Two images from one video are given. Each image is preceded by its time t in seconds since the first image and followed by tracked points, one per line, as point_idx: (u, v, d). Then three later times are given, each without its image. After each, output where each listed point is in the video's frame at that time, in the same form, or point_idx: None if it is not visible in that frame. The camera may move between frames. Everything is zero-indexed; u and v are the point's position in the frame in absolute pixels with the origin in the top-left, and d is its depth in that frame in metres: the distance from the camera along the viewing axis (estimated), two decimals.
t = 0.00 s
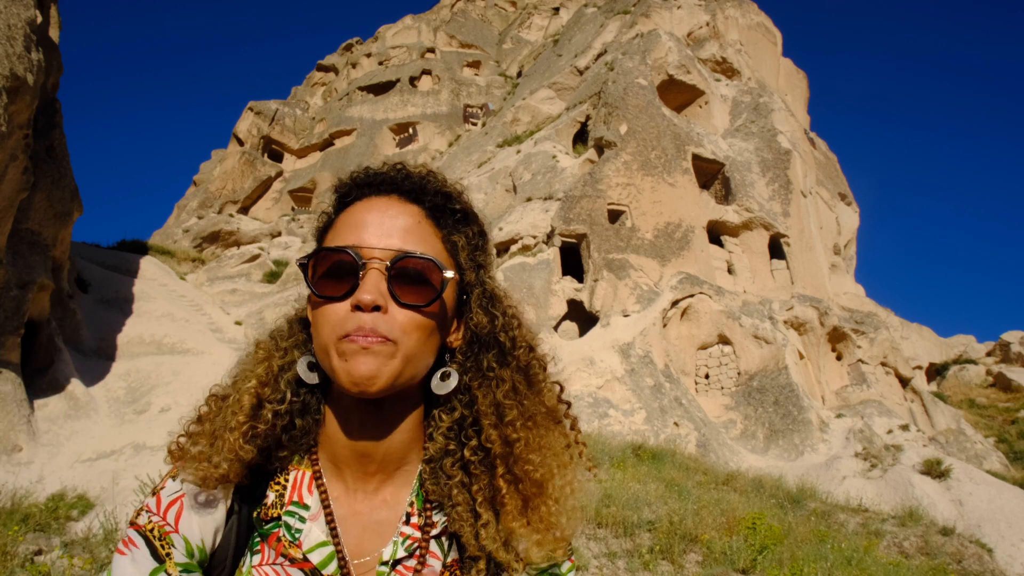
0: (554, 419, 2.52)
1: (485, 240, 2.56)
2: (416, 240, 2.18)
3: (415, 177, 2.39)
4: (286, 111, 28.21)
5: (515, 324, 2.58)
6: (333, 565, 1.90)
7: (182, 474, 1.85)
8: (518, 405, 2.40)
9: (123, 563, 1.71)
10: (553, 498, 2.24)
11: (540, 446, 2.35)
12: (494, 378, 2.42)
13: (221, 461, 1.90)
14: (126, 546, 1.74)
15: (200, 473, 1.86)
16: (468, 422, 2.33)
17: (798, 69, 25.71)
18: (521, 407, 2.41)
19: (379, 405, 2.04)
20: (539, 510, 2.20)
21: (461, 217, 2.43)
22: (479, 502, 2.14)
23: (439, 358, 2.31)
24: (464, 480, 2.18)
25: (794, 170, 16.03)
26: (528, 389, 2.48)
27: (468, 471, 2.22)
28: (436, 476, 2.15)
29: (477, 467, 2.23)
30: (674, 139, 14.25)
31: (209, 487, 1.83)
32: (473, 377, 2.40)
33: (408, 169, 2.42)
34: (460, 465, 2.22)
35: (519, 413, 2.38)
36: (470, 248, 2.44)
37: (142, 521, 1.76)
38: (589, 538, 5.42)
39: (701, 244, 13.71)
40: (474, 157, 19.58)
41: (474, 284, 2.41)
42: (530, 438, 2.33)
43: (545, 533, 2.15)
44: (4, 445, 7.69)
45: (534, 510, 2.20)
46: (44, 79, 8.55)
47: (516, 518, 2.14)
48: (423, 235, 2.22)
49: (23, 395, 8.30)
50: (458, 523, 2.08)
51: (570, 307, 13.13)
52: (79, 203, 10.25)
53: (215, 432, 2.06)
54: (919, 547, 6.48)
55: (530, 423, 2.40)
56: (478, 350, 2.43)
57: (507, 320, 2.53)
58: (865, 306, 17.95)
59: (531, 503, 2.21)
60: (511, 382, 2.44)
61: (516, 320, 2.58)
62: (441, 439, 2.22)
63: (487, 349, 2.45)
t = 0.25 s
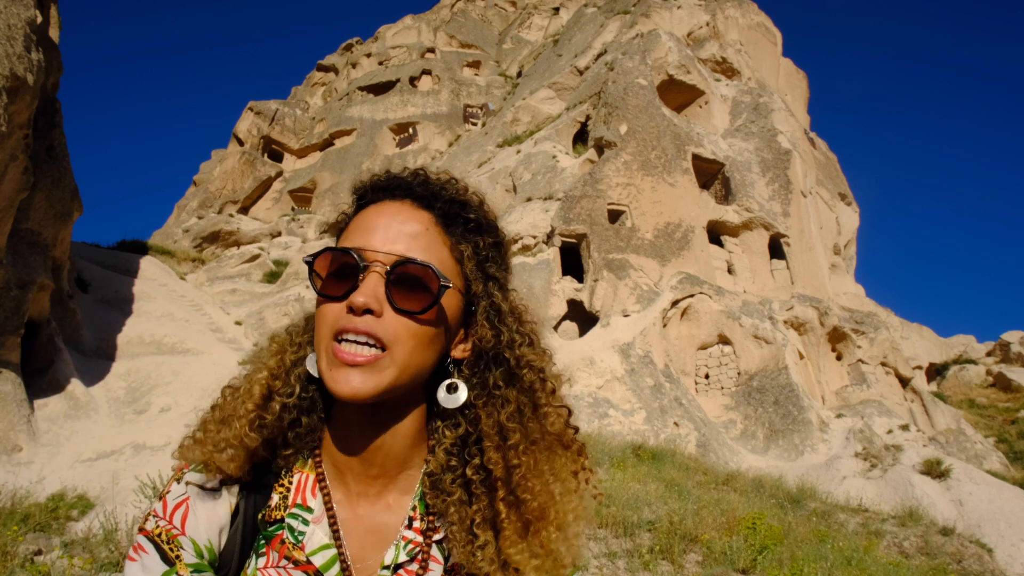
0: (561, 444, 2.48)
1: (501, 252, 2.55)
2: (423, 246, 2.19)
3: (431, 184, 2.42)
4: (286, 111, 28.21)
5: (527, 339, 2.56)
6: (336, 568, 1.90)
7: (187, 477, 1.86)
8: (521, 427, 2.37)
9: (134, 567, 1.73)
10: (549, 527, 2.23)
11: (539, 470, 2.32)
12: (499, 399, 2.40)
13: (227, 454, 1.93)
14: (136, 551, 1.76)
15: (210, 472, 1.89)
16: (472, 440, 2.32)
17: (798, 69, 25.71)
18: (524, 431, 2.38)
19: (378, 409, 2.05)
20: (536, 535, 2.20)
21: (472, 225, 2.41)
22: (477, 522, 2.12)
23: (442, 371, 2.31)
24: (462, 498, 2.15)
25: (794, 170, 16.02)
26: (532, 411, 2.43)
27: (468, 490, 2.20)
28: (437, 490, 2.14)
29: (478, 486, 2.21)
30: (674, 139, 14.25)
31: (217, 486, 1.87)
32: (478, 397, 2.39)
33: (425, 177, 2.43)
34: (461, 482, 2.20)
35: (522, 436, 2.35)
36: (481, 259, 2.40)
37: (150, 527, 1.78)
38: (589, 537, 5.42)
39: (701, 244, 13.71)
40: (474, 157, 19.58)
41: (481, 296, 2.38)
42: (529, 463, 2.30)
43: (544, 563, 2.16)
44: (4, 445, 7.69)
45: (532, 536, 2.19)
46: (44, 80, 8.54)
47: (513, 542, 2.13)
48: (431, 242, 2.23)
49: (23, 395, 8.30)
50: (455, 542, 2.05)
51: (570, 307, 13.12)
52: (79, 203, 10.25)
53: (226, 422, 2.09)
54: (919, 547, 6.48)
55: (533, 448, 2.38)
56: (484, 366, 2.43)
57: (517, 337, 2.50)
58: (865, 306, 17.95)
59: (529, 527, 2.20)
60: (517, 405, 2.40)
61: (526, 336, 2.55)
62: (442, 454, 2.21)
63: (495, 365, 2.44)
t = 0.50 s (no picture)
0: (542, 431, 2.40)
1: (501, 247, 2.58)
2: (422, 240, 2.21)
3: (432, 182, 2.46)
4: (286, 111, 28.21)
5: (519, 333, 2.54)
6: (335, 561, 1.91)
7: (192, 471, 1.87)
8: (495, 412, 2.33)
9: (143, 562, 1.76)
10: (515, 514, 2.12)
11: (511, 457, 2.24)
12: (476, 384, 2.35)
13: (233, 446, 1.96)
14: (144, 545, 1.79)
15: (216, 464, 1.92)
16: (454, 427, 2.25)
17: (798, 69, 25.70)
18: (502, 420, 2.33)
19: (378, 396, 2.07)
20: (501, 526, 2.08)
21: (471, 220, 2.44)
22: (447, 508, 2.06)
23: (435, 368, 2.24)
24: (438, 490, 2.10)
25: (794, 170, 16.03)
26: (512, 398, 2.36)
27: (446, 481, 2.15)
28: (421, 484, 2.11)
29: (457, 475, 2.15)
30: (674, 139, 14.25)
31: (224, 478, 1.88)
32: (462, 387, 2.34)
33: (427, 177, 2.48)
34: (441, 473, 2.15)
35: (494, 420, 2.31)
36: (476, 253, 2.41)
37: (158, 521, 1.80)
38: (589, 537, 5.42)
39: (701, 244, 13.71)
40: (474, 157, 19.58)
41: (476, 288, 2.35)
42: (498, 446, 2.25)
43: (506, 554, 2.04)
44: (4, 444, 7.69)
45: (498, 527, 2.08)
46: (44, 79, 8.54)
47: (483, 531, 2.05)
48: (430, 235, 2.25)
49: (23, 395, 8.30)
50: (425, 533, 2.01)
51: (570, 307, 13.13)
52: (79, 203, 10.25)
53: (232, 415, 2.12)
54: (919, 547, 6.48)
55: (513, 441, 2.30)
56: (472, 355, 2.38)
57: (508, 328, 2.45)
58: (865, 306, 17.95)
59: (498, 518, 2.09)
60: (493, 389, 2.37)
61: (522, 329, 2.55)
62: (425, 445, 2.16)
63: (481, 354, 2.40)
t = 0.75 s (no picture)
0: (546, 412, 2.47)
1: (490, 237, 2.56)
2: (415, 233, 2.23)
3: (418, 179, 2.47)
4: (286, 111, 28.21)
5: (518, 317, 2.57)
6: (340, 557, 1.89)
7: (197, 468, 1.88)
8: (504, 395, 2.39)
9: (148, 558, 1.75)
10: (536, 497, 2.18)
11: (523, 441, 2.31)
12: (485, 369, 2.40)
13: (239, 443, 1.97)
14: (150, 541, 1.77)
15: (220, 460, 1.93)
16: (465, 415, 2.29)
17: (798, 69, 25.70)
18: (513, 405, 2.38)
19: (383, 391, 2.08)
20: (523, 509, 2.12)
21: (459, 213, 2.44)
22: (467, 494, 2.09)
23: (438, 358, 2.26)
24: (454, 478, 2.14)
25: (794, 170, 16.03)
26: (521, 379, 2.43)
27: (462, 468, 2.18)
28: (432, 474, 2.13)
29: (472, 462, 2.19)
30: (674, 139, 14.25)
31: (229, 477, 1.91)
32: (469, 373, 2.38)
33: (415, 176, 2.50)
34: (456, 461, 2.19)
35: (505, 405, 2.37)
36: (468, 242, 2.42)
37: (163, 518, 1.79)
38: (589, 537, 5.42)
39: (701, 244, 13.71)
40: (474, 157, 19.58)
41: (469, 276, 2.35)
42: (511, 429, 2.32)
43: (528, 534, 2.07)
44: (4, 445, 7.69)
45: (520, 509, 2.13)
46: (44, 79, 8.55)
47: (503, 515, 2.09)
48: (422, 229, 2.27)
49: (23, 396, 8.30)
50: (445, 519, 2.03)
51: (570, 307, 13.13)
52: (79, 203, 10.25)
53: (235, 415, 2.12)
54: (919, 547, 6.48)
55: (523, 423, 2.37)
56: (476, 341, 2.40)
57: (508, 312, 2.50)
58: (865, 306, 17.95)
59: (517, 501, 2.14)
60: (500, 372, 2.42)
61: (520, 314, 2.58)
62: (437, 434, 2.20)
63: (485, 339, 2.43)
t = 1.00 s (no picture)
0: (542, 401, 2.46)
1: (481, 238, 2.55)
2: (413, 234, 2.23)
3: (414, 183, 2.48)
4: (286, 111, 28.21)
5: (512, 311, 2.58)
6: (337, 555, 1.91)
7: (194, 466, 1.88)
8: (500, 386, 2.39)
9: (148, 556, 1.76)
10: (533, 483, 2.17)
11: (519, 427, 2.30)
12: (481, 362, 2.39)
13: (231, 443, 1.93)
14: (150, 538, 1.78)
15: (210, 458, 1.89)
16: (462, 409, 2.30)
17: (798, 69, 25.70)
18: (510, 396, 2.38)
19: (385, 390, 2.07)
20: (521, 494, 2.12)
21: (455, 215, 2.46)
22: (465, 482, 2.09)
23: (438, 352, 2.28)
24: (454, 468, 2.14)
25: (794, 170, 16.02)
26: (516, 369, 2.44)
27: (461, 459, 2.19)
28: (430, 466, 2.12)
29: (471, 452, 2.20)
30: (674, 139, 14.25)
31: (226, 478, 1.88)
32: (466, 366, 2.37)
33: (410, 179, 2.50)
34: (455, 453, 2.19)
35: (501, 396, 2.37)
36: (466, 243, 2.44)
37: (161, 516, 1.79)
38: (589, 538, 5.42)
39: (701, 244, 13.71)
40: (474, 157, 19.58)
41: (467, 275, 2.37)
42: (505, 417, 2.31)
43: (526, 519, 2.05)
44: (4, 445, 7.69)
45: (518, 494, 2.12)
46: (44, 79, 8.55)
47: (501, 501, 2.08)
48: (422, 231, 2.28)
49: (23, 395, 8.30)
50: (444, 509, 2.02)
51: (570, 307, 13.13)
52: (79, 203, 10.25)
53: (231, 414, 2.09)
54: (919, 547, 6.48)
55: (521, 413, 2.37)
56: (471, 336, 2.41)
57: (503, 307, 2.52)
58: (865, 306, 17.94)
59: (514, 488, 2.13)
60: (498, 364, 2.42)
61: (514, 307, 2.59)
62: (436, 425, 2.20)
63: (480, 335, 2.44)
